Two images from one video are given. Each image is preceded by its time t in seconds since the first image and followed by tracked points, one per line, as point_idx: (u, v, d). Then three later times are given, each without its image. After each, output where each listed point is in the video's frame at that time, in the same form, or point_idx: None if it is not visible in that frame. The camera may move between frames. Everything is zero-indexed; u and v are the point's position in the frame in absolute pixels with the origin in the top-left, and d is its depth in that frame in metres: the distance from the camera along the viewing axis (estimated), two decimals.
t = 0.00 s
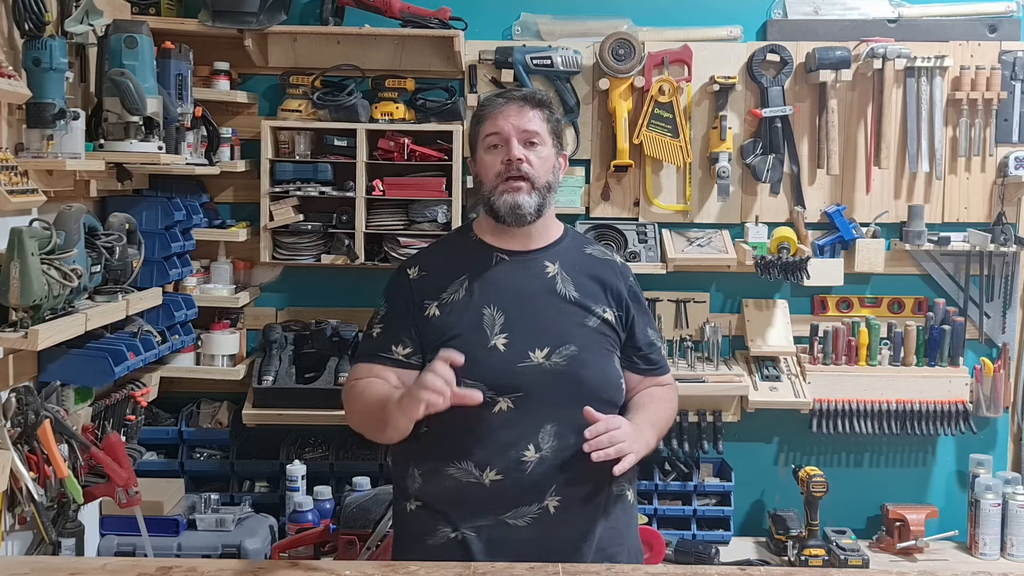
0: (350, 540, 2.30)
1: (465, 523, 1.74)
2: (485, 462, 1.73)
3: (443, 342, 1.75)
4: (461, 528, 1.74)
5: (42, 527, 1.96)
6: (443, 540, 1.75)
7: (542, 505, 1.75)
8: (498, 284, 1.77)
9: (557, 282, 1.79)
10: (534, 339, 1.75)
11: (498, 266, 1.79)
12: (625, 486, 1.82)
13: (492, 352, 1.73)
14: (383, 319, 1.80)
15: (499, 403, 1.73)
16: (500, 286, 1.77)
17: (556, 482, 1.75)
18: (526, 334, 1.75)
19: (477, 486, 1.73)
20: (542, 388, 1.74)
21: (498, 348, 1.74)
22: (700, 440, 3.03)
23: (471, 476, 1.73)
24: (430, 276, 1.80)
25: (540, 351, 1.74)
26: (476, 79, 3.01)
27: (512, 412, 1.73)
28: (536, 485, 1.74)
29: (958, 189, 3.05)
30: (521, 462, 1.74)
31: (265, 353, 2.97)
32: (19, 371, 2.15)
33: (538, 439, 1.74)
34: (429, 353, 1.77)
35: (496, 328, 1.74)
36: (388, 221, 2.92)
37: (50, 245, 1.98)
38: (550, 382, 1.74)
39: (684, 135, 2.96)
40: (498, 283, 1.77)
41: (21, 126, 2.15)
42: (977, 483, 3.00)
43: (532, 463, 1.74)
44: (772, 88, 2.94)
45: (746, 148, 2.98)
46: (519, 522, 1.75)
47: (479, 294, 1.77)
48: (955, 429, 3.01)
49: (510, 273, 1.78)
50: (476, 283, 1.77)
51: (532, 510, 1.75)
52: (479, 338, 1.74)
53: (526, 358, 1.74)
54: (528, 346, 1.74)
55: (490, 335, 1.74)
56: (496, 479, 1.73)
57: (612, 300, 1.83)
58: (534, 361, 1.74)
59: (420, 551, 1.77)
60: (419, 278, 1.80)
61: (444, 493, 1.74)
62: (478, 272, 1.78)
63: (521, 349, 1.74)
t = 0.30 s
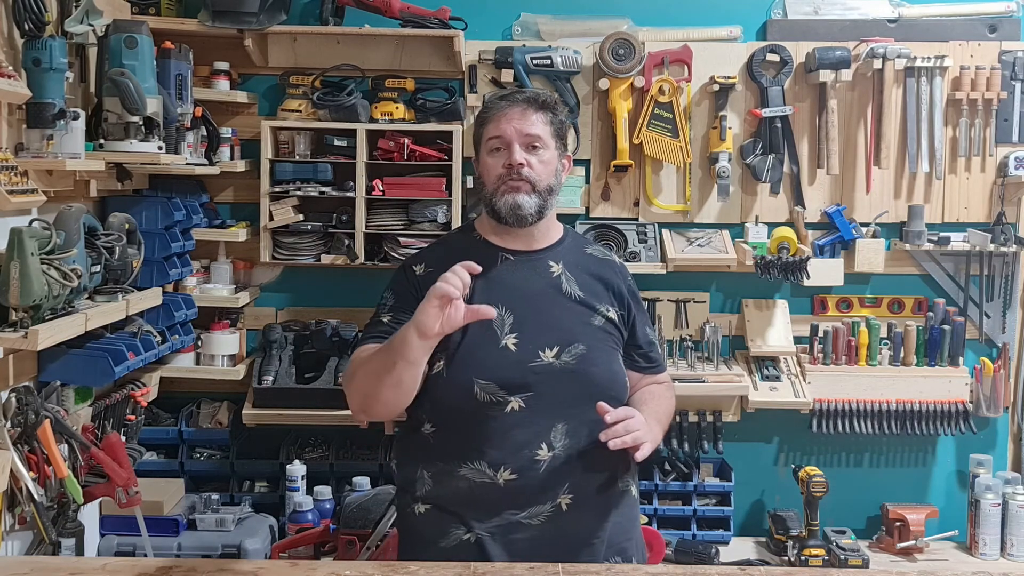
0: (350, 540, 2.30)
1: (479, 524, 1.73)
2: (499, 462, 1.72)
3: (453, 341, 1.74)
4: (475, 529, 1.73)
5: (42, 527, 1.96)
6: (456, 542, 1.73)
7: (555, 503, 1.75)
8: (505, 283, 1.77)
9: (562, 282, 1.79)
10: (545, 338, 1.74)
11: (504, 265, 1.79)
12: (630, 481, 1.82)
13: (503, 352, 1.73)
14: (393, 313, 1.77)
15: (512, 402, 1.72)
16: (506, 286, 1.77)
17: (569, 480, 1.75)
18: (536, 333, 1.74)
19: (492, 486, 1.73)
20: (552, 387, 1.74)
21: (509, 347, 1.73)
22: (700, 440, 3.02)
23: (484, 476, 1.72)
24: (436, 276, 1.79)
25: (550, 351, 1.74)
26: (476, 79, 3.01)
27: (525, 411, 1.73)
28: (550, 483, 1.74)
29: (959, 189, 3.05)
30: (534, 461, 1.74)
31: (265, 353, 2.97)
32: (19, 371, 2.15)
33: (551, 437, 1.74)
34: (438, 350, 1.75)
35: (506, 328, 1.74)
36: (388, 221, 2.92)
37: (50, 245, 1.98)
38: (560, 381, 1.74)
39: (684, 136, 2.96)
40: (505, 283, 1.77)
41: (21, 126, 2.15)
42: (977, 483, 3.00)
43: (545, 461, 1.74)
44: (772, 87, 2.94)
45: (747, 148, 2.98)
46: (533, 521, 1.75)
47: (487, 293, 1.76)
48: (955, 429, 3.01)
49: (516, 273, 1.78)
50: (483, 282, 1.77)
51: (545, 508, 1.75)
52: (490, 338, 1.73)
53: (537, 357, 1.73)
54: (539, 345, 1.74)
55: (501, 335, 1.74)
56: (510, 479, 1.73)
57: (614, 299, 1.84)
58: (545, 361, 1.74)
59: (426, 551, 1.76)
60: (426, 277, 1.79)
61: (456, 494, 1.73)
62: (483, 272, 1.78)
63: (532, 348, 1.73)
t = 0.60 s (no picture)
0: (350, 540, 2.30)
1: (484, 523, 1.73)
2: (505, 462, 1.73)
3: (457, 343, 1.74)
4: (481, 529, 1.73)
5: (42, 527, 1.96)
6: (461, 543, 1.73)
7: (560, 502, 1.75)
8: (507, 285, 1.77)
9: (564, 282, 1.79)
10: (548, 338, 1.75)
11: (506, 266, 1.79)
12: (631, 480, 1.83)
13: (507, 353, 1.73)
14: (395, 316, 1.77)
15: (516, 403, 1.72)
16: (508, 287, 1.77)
17: (574, 480, 1.76)
18: (540, 333, 1.74)
19: (497, 487, 1.73)
20: (556, 388, 1.74)
21: (513, 348, 1.73)
22: (700, 440, 3.03)
23: (490, 477, 1.72)
24: (438, 277, 1.79)
25: (554, 351, 1.74)
26: (476, 79, 3.02)
27: (529, 412, 1.73)
28: (556, 482, 1.75)
29: (959, 189, 3.05)
30: (539, 461, 1.74)
31: (265, 353, 2.96)
32: (19, 371, 2.16)
33: (555, 438, 1.74)
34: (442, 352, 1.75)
35: (509, 329, 1.74)
36: (388, 221, 2.92)
37: (49, 245, 1.98)
38: (564, 382, 1.74)
39: (684, 136, 2.96)
40: (508, 284, 1.77)
41: (21, 126, 2.15)
42: (977, 483, 3.00)
43: (550, 461, 1.74)
44: (772, 87, 2.94)
45: (747, 148, 2.98)
46: (538, 520, 1.75)
47: (489, 294, 1.76)
48: (955, 429, 3.01)
49: (517, 273, 1.78)
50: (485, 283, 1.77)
51: (551, 508, 1.75)
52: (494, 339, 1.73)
53: (541, 358, 1.73)
54: (542, 346, 1.74)
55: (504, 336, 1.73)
56: (515, 479, 1.73)
57: (614, 298, 1.85)
58: (549, 361, 1.74)
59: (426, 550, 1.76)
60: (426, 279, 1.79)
61: (460, 494, 1.73)
62: (485, 273, 1.78)
63: (535, 349, 1.74)
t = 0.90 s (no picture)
0: (350, 540, 2.30)
1: (481, 525, 1.73)
2: (501, 464, 1.72)
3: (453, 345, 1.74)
4: (477, 530, 1.72)
5: (42, 527, 1.96)
6: (459, 542, 1.73)
7: (557, 504, 1.75)
8: (503, 287, 1.77)
9: (560, 283, 1.79)
10: (544, 341, 1.74)
11: (502, 269, 1.79)
12: (631, 480, 1.82)
13: (503, 355, 1.73)
14: (390, 320, 1.78)
15: (512, 406, 1.72)
16: (505, 290, 1.77)
17: (570, 482, 1.75)
18: (536, 337, 1.74)
19: (494, 489, 1.73)
20: (553, 390, 1.74)
21: (508, 351, 1.73)
22: (700, 440, 3.03)
23: (486, 479, 1.72)
24: (434, 280, 1.79)
25: (550, 353, 1.74)
26: (476, 79, 3.02)
27: (524, 415, 1.73)
28: (552, 484, 1.74)
29: (959, 189, 3.05)
30: (536, 463, 1.74)
31: (265, 353, 2.96)
32: (19, 371, 2.16)
33: (551, 440, 1.74)
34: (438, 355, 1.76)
35: (505, 332, 1.74)
36: (388, 221, 2.92)
37: (50, 245, 1.98)
38: (560, 384, 1.74)
39: (684, 135, 2.96)
40: (504, 286, 1.77)
41: (21, 126, 2.15)
42: (977, 483, 3.00)
43: (547, 464, 1.74)
44: (772, 88, 2.94)
45: (746, 148, 2.98)
46: (535, 522, 1.74)
47: (485, 297, 1.76)
48: (955, 429, 3.01)
49: (514, 275, 1.78)
50: (481, 286, 1.77)
51: (548, 510, 1.75)
52: (489, 342, 1.73)
53: (536, 360, 1.73)
54: (538, 348, 1.74)
55: (500, 339, 1.74)
56: (512, 481, 1.73)
57: (612, 298, 1.84)
58: (545, 364, 1.74)
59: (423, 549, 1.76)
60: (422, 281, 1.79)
61: (457, 495, 1.73)
62: (482, 275, 1.78)
63: (531, 352, 1.73)
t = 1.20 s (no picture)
0: (350, 540, 2.30)
1: (472, 524, 1.74)
2: (492, 465, 1.73)
3: (446, 343, 1.76)
4: (469, 530, 1.74)
5: (42, 527, 1.96)
6: (456, 541, 1.74)
7: (548, 505, 1.75)
8: (498, 285, 1.78)
9: (558, 282, 1.79)
10: (536, 339, 1.75)
11: (499, 267, 1.79)
12: (624, 484, 1.81)
13: (494, 353, 1.74)
14: (382, 322, 1.81)
15: (503, 404, 1.73)
16: (501, 288, 1.77)
17: (562, 483, 1.75)
18: (528, 335, 1.75)
19: (485, 489, 1.73)
20: (546, 389, 1.74)
21: (500, 349, 1.74)
22: (700, 440, 3.03)
23: (478, 479, 1.73)
24: (430, 278, 1.80)
25: (542, 352, 1.74)
26: (476, 79, 3.02)
27: (516, 413, 1.73)
28: (543, 484, 1.74)
29: (959, 189, 3.05)
30: (527, 464, 1.73)
31: (265, 353, 2.96)
32: (19, 371, 2.16)
33: (542, 440, 1.73)
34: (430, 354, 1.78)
35: (497, 329, 1.75)
36: (388, 221, 2.92)
37: (50, 245, 1.98)
38: (552, 383, 1.74)
39: (684, 135, 2.96)
40: (499, 284, 1.78)
41: (21, 126, 2.15)
42: (977, 483, 3.00)
43: (538, 464, 1.74)
44: (772, 88, 2.94)
45: (746, 148, 2.98)
46: (526, 523, 1.75)
47: (480, 294, 1.77)
48: (955, 429, 3.01)
49: (511, 273, 1.79)
50: (476, 284, 1.78)
51: (539, 510, 1.75)
52: (481, 339, 1.74)
53: (528, 358, 1.74)
54: (530, 346, 1.74)
55: (492, 336, 1.74)
56: (503, 481, 1.73)
57: (612, 297, 1.83)
58: (536, 362, 1.74)
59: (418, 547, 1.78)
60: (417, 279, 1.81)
61: (451, 494, 1.74)
62: (478, 273, 1.79)
63: (523, 350, 1.74)
